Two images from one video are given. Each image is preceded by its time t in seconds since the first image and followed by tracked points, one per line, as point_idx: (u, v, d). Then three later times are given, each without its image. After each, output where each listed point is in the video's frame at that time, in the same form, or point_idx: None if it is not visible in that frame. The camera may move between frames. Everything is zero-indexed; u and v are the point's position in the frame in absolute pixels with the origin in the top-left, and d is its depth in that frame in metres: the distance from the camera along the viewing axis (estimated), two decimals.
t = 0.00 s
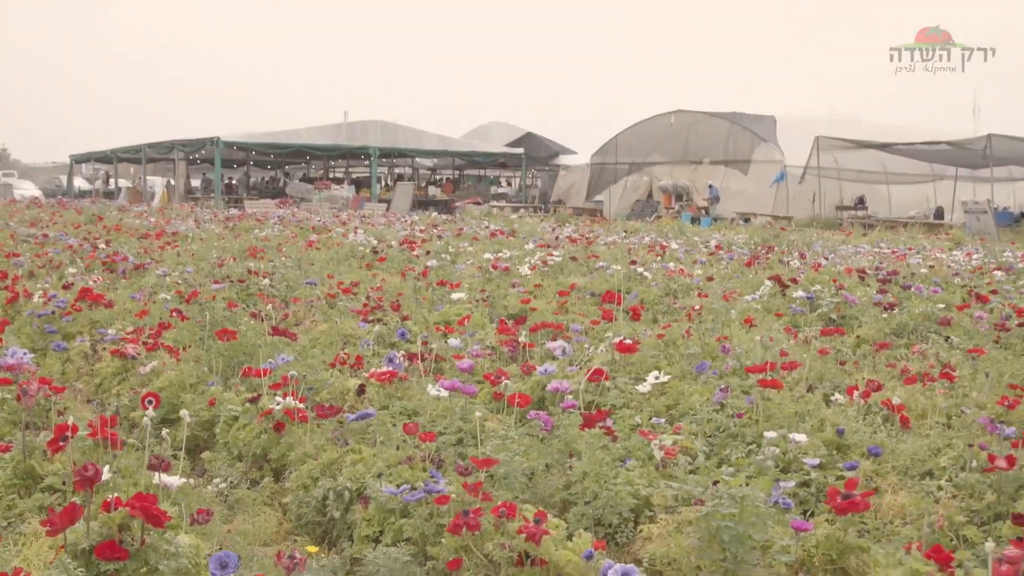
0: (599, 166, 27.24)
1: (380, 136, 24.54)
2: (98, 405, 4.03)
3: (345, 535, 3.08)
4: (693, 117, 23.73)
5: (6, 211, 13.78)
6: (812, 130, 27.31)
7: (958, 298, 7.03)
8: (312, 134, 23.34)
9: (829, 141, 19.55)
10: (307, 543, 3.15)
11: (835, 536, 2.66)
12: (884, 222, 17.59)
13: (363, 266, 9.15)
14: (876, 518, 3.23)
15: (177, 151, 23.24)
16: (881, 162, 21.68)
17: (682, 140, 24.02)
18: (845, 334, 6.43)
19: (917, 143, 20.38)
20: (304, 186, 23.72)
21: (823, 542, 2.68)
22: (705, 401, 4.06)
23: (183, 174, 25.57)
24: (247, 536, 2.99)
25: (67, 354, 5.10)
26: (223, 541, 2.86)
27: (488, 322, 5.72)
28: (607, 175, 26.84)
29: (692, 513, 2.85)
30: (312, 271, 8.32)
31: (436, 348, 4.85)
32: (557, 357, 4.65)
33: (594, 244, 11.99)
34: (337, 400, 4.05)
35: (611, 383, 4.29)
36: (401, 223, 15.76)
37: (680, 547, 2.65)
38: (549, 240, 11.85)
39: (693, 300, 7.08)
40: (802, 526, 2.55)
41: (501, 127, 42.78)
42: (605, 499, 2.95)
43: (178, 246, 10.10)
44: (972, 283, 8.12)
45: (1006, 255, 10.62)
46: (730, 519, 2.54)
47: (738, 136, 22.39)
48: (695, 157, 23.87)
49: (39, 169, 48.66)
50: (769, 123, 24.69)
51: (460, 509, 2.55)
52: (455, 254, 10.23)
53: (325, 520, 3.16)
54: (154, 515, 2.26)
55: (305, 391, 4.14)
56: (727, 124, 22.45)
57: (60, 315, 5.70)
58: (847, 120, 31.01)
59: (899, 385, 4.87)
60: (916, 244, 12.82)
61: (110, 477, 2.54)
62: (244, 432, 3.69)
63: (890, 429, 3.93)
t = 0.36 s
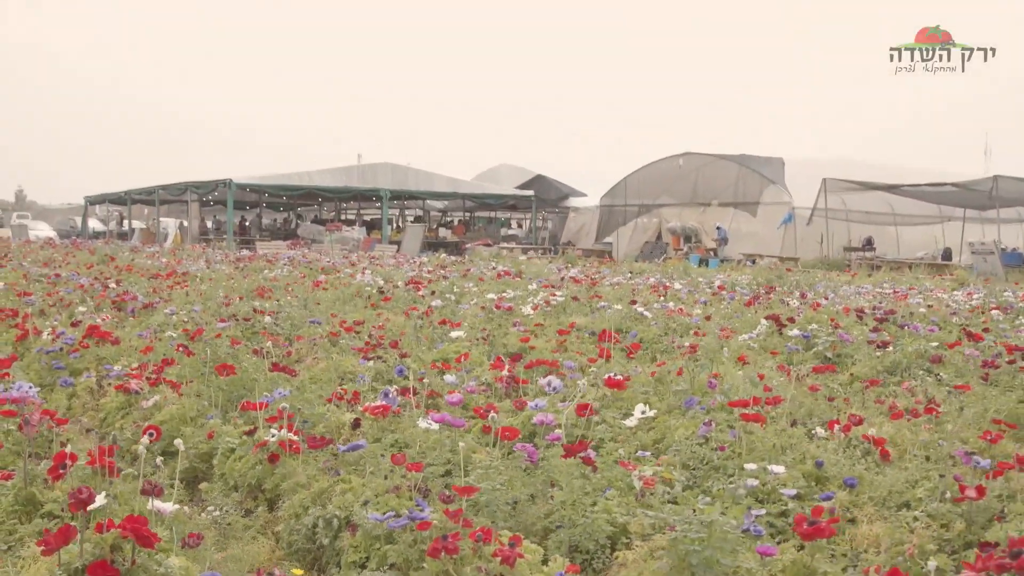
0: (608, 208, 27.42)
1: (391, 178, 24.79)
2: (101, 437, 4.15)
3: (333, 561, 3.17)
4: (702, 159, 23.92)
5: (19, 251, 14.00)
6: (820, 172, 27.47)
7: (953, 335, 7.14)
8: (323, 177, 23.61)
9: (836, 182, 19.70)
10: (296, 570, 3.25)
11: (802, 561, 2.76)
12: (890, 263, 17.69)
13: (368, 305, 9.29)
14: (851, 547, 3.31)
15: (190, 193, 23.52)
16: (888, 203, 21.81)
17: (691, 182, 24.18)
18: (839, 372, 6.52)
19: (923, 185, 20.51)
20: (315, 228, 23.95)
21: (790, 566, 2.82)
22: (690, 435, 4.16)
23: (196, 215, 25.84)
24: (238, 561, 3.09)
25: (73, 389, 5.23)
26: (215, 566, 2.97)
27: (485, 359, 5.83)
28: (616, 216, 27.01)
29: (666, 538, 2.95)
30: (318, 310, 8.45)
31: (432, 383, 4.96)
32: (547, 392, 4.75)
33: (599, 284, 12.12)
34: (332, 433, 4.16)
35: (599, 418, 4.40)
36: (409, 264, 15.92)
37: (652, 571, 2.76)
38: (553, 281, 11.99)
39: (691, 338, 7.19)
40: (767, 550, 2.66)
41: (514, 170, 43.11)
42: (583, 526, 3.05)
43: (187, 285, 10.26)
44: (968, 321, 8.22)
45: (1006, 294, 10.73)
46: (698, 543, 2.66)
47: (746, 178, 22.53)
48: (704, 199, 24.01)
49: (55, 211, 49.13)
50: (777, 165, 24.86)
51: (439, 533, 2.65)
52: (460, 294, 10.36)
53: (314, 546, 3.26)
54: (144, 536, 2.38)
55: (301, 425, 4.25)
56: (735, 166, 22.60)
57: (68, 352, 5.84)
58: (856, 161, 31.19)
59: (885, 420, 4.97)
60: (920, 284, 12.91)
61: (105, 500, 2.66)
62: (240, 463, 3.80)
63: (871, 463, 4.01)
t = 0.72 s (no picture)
0: (617, 238, 27.55)
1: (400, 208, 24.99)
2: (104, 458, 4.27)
3: None
4: (710, 189, 24.05)
5: (31, 278, 14.19)
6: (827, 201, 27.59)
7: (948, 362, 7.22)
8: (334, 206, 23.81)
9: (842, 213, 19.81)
10: None
11: None
12: (895, 292, 17.76)
13: (373, 332, 9.42)
14: (829, 565, 3.39)
15: (201, 222, 23.75)
16: (896, 232, 21.90)
17: (699, 212, 24.30)
18: (834, 399, 6.61)
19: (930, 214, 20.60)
20: (325, 257, 24.14)
21: None
22: (678, 457, 4.25)
23: (208, 244, 26.07)
24: None
25: (79, 413, 5.36)
26: None
27: (483, 384, 5.94)
28: (625, 245, 27.13)
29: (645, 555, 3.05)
30: (323, 337, 8.58)
31: (429, 407, 5.07)
32: (541, 416, 4.85)
33: (603, 312, 12.23)
34: (329, 456, 4.27)
35: (590, 441, 4.50)
36: (416, 292, 16.06)
37: None
38: (557, 309, 12.11)
39: (689, 365, 7.29)
40: (740, 566, 2.75)
41: (524, 199, 43.32)
42: (566, 544, 3.14)
43: (195, 313, 10.41)
44: (965, 349, 8.31)
45: (1006, 323, 10.81)
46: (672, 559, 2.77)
47: (754, 208, 22.65)
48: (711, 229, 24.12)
49: (69, 240, 49.56)
50: (784, 195, 24.99)
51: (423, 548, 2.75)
52: (464, 322, 10.49)
53: (307, 563, 3.36)
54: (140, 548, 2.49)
55: (299, 447, 4.35)
56: (742, 196, 22.72)
57: (76, 377, 5.97)
58: (863, 191, 31.31)
59: (874, 445, 5.06)
60: (923, 312, 12.99)
61: (104, 515, 2.78)
62: (238, 483, 3.91)
63: (855, 485, 4.10)
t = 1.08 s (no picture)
0: (617, 263, 27.67)
1: (402, 234, 25.15)
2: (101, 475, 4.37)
3: None
4: (710, 214, 24.18)
5: (35, 303, 14.34)
6: (827, 226, 27.70)
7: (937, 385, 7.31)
8: (336, 231, 23.98)
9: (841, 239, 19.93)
10: None
11: None
12: (893, 316, 17.85)
13: (370, 355, 9.53)
14: None
15: (204, 247, 23.92)
16: (895, 257, 22.01)
17: (699, 238, 24.42)
18: (822, 421, 6.71)
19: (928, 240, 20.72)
20: (326, 282, 24.28)
21: None
22: (661, 476, 4.36)
23: (210, 269, 26.22)
24: None
25: (79, 433, 5.47)
26: None
27: (475, 406, 6.03)
28: (625, 270, 27.24)
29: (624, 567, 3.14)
30: (321, 360, 8.69)
31: (420, 428, 5.17)
32: (530, 437, 4.97)
33: (600, 336, 12.34)
34: (321, 474, 4.38)
35: (576, 460, 4.59)
36: (416, 317, 16.17)
37: None
38: (555, 333, 12.22)
39: (681, 388, 7.40)
40: None
41: (526, 225, 43.54)
42: (545, 557, 3.24)
43: (195, 336, 10.53)
44: (955, 373, 8.42)
45: (999, 347, 10.90)
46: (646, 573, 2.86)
47: (754, 234, 22.76)
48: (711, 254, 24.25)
49: (72, 265, 49.82)
50: (784, 220, 25.13)
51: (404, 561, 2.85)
52: (461, 346, 10.60)
53: None
54: (131, 557, 2.60)
55: (291, 465, 4.45)
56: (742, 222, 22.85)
57: (75, 398, 6.08)
58: (863, 217, 31.48)
59: (856, 466, 5.16)
60: (918, 337, 13.09)
61: (96, 528, 2.89)
62: (231, 499, 4.01)
63: (833, 504, 4.20)
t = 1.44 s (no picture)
0: (616, 282, 27.75)
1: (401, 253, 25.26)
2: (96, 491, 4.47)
3: None
4: (708, 234, 24.27)
5: (36, 322, 14.46)
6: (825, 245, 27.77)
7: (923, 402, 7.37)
8: (336, 251, 24.10)
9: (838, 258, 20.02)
10: None
11: None
12: (890, 335, 17.93)
13: (366, 374, 9.61)
14: None
15: (205, 266, 24.04)
16: (892, 276, 22.09)
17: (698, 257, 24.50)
18: (809, 439, 6.77)
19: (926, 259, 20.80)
20: (327, 302, 24.39)
21: None
22: (643, 491, 4.45)
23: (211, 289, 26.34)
24: None
25: (75, 449, 5.56)
26: None
27: (465, 423, 6.11)
28: (625, 290, 27.33)
29: None
30: (315, 379, 8.77)
31: (409, 445, 5.25)
32: (516, 454, 5.06)
33: (596, 355, 12.42)
34: (310, 489, 4.47)
35: (561, 476, 4.68)
36: (414, 336, 16.26)
37: None
38: (550, 353, 12.29)
39: (671, 405, 7.48)
40: None
41: (527, 245, 43.60)
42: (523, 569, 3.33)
43: (194, 355, 10.63)
44: (944, 391, 8.50)
45: (990, 365, 10.96)
46: None
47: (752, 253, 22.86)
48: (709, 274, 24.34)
49: (74, 284, 50.00)
50: (782, 240, 25.24)
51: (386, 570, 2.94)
52: (457, 365, 10.69)
53: None
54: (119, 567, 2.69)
55: (282, 481, 4.54)
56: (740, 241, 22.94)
57: (73, 416, 6.17)
58: (861, 237, 31.60)
59: (838, 482, 5.25)
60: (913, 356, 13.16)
61: (87, 539, 2.98)
62: (221, 514, 4.11)
63: (811, 519, 4.28)
